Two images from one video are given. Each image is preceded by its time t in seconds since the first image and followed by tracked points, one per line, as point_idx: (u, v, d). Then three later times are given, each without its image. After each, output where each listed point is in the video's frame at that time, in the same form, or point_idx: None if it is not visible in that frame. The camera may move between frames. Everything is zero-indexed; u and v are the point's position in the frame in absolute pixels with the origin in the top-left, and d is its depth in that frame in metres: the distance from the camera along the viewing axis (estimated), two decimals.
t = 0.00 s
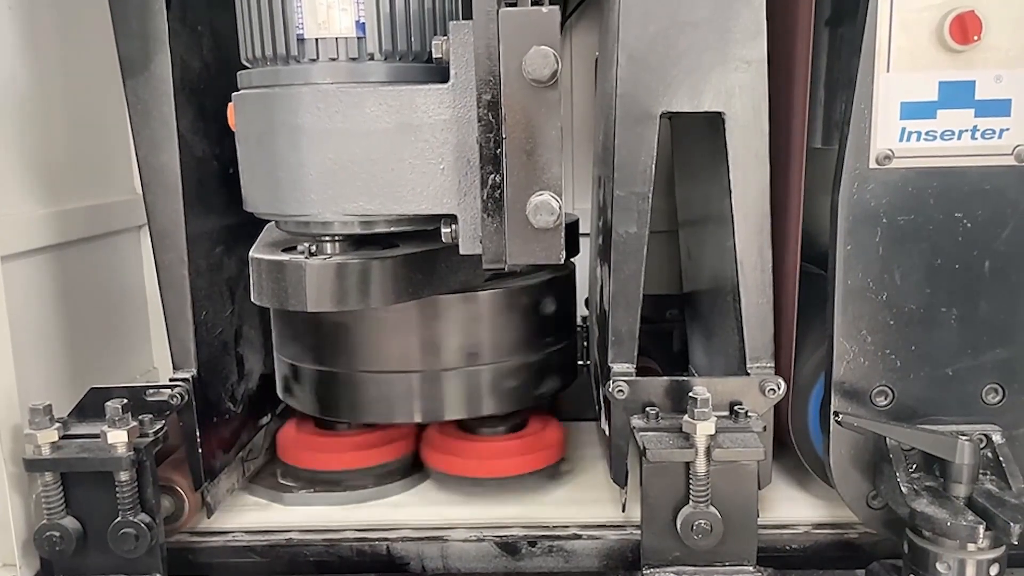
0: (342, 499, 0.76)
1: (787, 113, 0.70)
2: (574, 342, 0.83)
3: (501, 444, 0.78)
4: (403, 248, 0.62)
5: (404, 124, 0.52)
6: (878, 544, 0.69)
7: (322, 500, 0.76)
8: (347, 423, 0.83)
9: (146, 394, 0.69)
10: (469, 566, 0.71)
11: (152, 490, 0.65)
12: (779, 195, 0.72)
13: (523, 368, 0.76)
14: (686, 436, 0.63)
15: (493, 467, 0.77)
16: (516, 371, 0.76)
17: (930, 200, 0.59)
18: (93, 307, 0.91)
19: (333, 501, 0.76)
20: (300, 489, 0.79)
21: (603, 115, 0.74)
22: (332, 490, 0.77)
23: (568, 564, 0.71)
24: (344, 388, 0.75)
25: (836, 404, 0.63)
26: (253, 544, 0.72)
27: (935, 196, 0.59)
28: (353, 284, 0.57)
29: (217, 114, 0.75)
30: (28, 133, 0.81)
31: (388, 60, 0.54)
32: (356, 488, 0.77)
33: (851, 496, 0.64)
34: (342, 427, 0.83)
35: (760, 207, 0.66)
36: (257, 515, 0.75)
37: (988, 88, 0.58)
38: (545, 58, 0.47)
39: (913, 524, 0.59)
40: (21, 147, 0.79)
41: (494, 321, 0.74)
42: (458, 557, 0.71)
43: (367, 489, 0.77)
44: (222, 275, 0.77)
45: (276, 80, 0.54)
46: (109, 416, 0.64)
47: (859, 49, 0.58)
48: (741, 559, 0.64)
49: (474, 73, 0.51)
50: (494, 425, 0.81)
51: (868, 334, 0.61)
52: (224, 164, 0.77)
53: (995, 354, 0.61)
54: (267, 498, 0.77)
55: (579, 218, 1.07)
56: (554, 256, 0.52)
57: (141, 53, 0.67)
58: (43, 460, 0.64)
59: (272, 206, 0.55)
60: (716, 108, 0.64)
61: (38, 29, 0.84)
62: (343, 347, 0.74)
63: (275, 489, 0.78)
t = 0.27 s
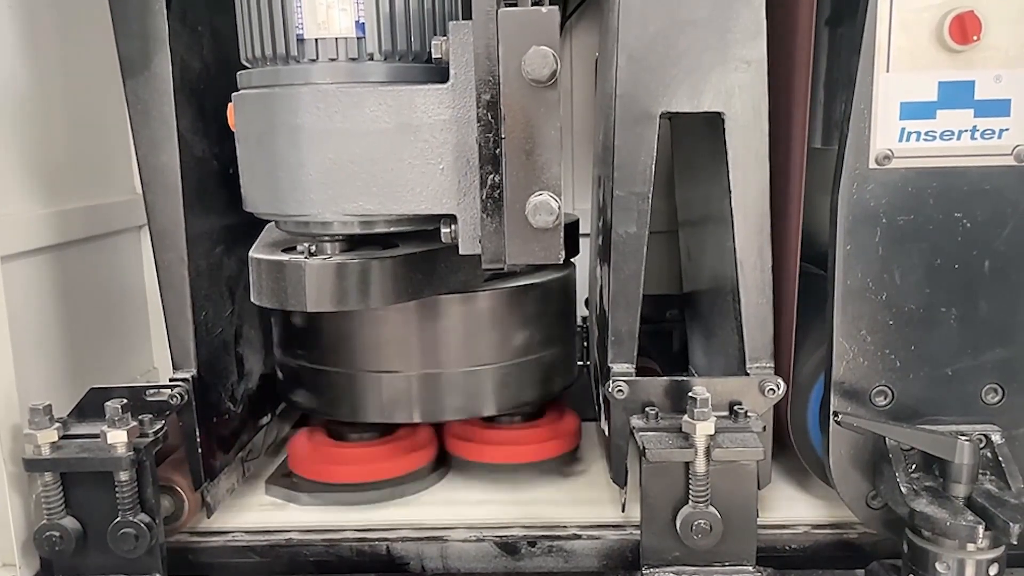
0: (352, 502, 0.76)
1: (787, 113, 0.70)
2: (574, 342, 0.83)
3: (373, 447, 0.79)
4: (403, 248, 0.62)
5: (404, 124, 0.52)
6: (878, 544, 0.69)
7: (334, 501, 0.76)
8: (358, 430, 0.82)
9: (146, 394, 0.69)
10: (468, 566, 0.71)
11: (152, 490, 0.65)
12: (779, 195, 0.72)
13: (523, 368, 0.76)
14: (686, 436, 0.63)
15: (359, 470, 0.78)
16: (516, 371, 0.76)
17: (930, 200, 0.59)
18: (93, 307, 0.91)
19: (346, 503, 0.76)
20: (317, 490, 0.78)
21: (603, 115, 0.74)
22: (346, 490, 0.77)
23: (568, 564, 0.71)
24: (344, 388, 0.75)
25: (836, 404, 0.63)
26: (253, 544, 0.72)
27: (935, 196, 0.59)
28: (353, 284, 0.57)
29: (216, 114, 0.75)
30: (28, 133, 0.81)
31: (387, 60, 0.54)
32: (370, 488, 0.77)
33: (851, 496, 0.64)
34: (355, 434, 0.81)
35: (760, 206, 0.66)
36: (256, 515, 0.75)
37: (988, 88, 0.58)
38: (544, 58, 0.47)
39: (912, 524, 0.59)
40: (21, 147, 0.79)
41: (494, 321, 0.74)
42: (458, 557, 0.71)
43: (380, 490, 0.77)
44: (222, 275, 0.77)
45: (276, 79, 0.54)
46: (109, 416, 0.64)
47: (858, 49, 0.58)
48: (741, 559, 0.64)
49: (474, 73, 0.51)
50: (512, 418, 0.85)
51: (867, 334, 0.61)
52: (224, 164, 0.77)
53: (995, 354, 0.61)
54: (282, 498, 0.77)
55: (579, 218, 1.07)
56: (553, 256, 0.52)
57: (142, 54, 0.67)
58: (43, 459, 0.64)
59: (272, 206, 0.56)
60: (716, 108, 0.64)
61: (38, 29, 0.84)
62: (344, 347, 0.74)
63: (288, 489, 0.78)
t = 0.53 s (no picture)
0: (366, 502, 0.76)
1: (786, 113, 0.70)
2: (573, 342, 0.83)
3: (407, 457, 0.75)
4: (402, 248, 0.62)
5: (403, 124, 0.52)
6: (877, 544, 0.69)
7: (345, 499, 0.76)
8: (396, 438, 0.79)
9: (146, 394, 0.69)
10: (468, 566, 0.71)
11: (151, 490, 0.65)
12: (779, 195, 0.72)
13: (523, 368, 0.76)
14: (685, 436, 0.63)
15: (383, 484, 0.74)
16: (516, 371, 0.76)
17: (929, 200, 0.59)
18: (93, 307, 0.91)
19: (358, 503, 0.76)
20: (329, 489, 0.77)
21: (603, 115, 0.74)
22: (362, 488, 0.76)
23: (567, 564, 0.71)
24: (344, 388, 0.75)
25: (836, 404, 0.63)
26: (253, 544, 0.72)
27: (934, 196, 0.59)
28: (352, 284, 0.57)
29: (216, 114, 0.75)
30: (27, 133, 0.81)
31: (387, 60, 0.54)
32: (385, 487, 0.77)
33: (850, 496, 0.64)
34: (396, 441, 0.79)
35: (759, 206, 0.66)
36: (256, 515, 0.75)
37: (988, 89, 0.58)
38: (543, 58, 0.47)
39: (911, 524, 0.59)
40: (21, 147, 0.79)
41: (494, 321, 0.74)
42: (457, 557, 0.71)
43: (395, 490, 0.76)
44: (222, 275, 0.77)
45: (275, 80, 0.54)
46: (109, 416, 0.64)
47: (858, 49, 0.58)
48: (740, 559, 0.64)
49: (473, 72, 0.51)
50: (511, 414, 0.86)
51: (867, 334, 0.61)
52: (224, 164, 0.77)
53: (994, 354, 0.61)
54: (298, 497, 0.77)
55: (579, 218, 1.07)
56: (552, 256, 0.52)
57: (141, 54, 0.67)
58: (43, 459, 0.64)
59: (271, 206, 0.56)
60: (716, 108, 0.64)
61: (38, 29, 0.84)
62: (343, 347, 0.74)
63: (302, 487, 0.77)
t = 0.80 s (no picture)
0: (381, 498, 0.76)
1: (785, 113, 0.70)
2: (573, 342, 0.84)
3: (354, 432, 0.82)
4: (402, 248, 0.62)
5: (402, 124, 0.52)
6: (876, 544, 0.69)
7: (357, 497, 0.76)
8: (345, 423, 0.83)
9: (145, 394, 0.69)
10: (467, 566, 0.71)
11: (150, 490, 0.66)
12: (778, 195, 0.72)
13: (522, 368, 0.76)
14: (683, 436, 0.63)
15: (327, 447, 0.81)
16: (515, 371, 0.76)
17: (927, 200, 0.59)
18: (92, 307, 0.91)
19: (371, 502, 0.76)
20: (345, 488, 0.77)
21: (602, 115, 0.74)
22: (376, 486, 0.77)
23: (566, 564, 0.71)
24: (343, 388, 0.75)
25: (835, 404, 0.63)
26: (252, 543, 0.72)
27: (932, 196, 0.59)
28: (351, 284, 0.57)
29: (216, 114, 0.75)
30: (27, 133, 0.81)
31: (386, 60, 0.54)
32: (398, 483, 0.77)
33: (849, 496, 0.64)
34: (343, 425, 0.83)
35: (758, 206, 0.66)
36: (255, 515, 0.75)
37: (986, 89, 0.58)
38: (542, 59, 0.47)
39: (910, 524, 0.59)
40: (21, 147, 0.79)
41: (493, 321, 0.74)
42: (456, 557, 0.71)
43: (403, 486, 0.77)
44: (221, 275, 0.77)
45: (275, 80, 0.54)
46: (108, 416, 0.64)
47: (857, 49, 0.58)
48: (739, 559, 0.64)
49: (471, 73, 0.50)
50: (463, 433, 0.77)
51: (865, 334, 0.61)
52: (223, 164, 0.77)
53: (993, 354, 0.61)
54: (312, 494, 0.78)
55: (579, 218, 1.07)
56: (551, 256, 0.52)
57: (141, 54, 0.67)
58: (42, 459, 0.64)
59: (270, 206, 0.56)
60: (715, 108, 0.64)
61: (37, 29, 0.84)
62: (343, 347, 0.74)
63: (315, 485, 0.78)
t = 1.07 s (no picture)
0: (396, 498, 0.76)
1: (783, 113, 0.70)
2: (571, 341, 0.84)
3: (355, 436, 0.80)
4: (400, 248, 0.62)
5: (400, 124, 0.52)
6: (873, 544, 0.69)
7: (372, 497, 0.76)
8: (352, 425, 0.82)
9: (144, 394, 0.69)
10: (465, 565, 0.71)
11: (149, 490, 0.66)
12: (776, 195, 0.72)
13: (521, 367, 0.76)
14: (681, 436, 0.63)
15: (325, 458, 0.78)
16: (513, 371, 0.76)
17: (924, 200, 0.59)
18: (91, 306, 0.91)
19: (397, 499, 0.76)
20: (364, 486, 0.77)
21: (601, 115, 0.74)
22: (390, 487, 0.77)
23: (564, 564, 0.71)
24: (341, 388, 0.75)
25: (833, 404, 0.63)
26: (250, 543, 0.72)
27: (930, 196, 0.59)
28: (349, 285, 0.58)
29: (214, 114, 0.75)
30: (26, 133, 0.81)
31: (384, 61, 0.54)
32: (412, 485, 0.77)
33: (846, 496, 0.64)
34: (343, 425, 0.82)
35: (756, 206, 0.66)
36: (254, 515, 0.75)
37: (984, 89, 0.58)
38: (539, 59, 0.47)
39: (907, 524, 0.59)
40: (19, 147, 0.79)
41: (492, 321, 0.75)
42: (455, 556, 0.71)
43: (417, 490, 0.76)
44: (220, 275, 0.77)
45: (273, 80, 0.54)
46: (106, 416, 0.64)
47: (854, 49, 0.58)
48: (737, 559, 0.64)
49: (469, 73, 0.50)
50: (489, 426, 0.79)
51: (863, 334, 0.62)
52: (222, 164, 0.77)
53: (991, 354, 0.61)
54: (327, 494, 0.77)
55: (578, 218, 1.08)
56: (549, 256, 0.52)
57: (139, 54, 0.67)
58: (41, 459, 0.64)
59: (269, 206, 0.56)
60: (713, 108, 0.64)
61: (36, 29, 0.84)
62: (342, 347, 0.74)
63: (327, 484, 0.78)
